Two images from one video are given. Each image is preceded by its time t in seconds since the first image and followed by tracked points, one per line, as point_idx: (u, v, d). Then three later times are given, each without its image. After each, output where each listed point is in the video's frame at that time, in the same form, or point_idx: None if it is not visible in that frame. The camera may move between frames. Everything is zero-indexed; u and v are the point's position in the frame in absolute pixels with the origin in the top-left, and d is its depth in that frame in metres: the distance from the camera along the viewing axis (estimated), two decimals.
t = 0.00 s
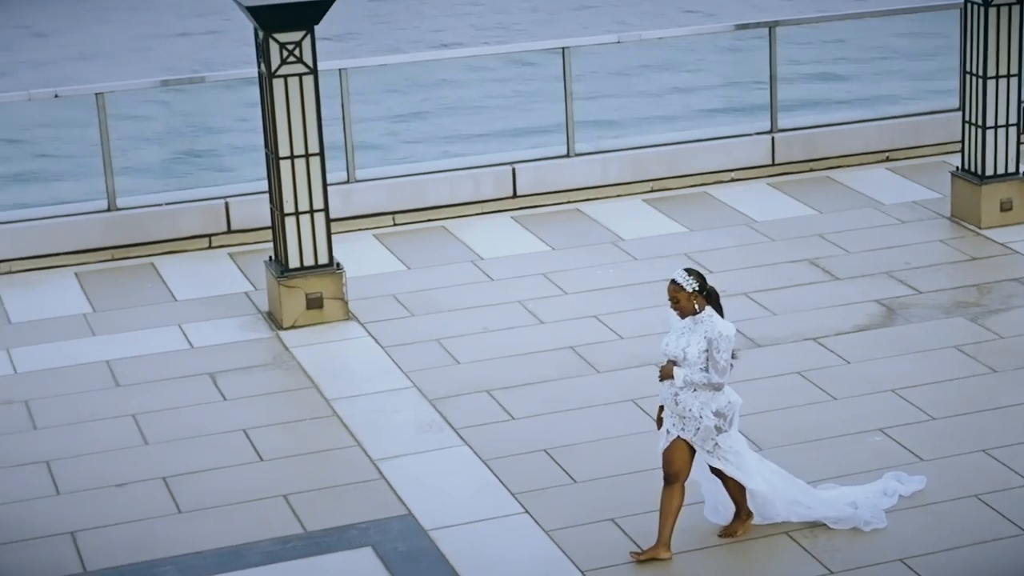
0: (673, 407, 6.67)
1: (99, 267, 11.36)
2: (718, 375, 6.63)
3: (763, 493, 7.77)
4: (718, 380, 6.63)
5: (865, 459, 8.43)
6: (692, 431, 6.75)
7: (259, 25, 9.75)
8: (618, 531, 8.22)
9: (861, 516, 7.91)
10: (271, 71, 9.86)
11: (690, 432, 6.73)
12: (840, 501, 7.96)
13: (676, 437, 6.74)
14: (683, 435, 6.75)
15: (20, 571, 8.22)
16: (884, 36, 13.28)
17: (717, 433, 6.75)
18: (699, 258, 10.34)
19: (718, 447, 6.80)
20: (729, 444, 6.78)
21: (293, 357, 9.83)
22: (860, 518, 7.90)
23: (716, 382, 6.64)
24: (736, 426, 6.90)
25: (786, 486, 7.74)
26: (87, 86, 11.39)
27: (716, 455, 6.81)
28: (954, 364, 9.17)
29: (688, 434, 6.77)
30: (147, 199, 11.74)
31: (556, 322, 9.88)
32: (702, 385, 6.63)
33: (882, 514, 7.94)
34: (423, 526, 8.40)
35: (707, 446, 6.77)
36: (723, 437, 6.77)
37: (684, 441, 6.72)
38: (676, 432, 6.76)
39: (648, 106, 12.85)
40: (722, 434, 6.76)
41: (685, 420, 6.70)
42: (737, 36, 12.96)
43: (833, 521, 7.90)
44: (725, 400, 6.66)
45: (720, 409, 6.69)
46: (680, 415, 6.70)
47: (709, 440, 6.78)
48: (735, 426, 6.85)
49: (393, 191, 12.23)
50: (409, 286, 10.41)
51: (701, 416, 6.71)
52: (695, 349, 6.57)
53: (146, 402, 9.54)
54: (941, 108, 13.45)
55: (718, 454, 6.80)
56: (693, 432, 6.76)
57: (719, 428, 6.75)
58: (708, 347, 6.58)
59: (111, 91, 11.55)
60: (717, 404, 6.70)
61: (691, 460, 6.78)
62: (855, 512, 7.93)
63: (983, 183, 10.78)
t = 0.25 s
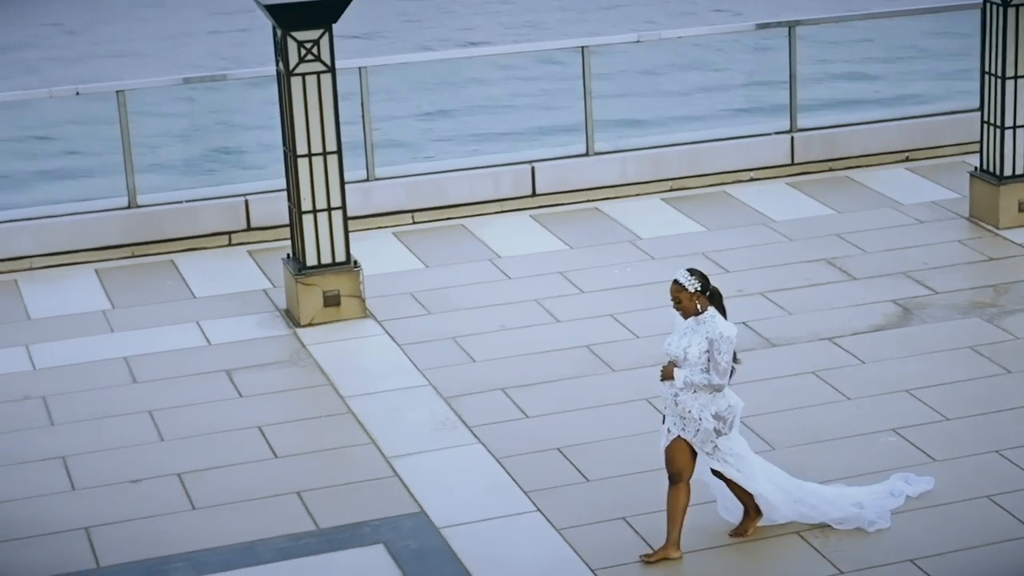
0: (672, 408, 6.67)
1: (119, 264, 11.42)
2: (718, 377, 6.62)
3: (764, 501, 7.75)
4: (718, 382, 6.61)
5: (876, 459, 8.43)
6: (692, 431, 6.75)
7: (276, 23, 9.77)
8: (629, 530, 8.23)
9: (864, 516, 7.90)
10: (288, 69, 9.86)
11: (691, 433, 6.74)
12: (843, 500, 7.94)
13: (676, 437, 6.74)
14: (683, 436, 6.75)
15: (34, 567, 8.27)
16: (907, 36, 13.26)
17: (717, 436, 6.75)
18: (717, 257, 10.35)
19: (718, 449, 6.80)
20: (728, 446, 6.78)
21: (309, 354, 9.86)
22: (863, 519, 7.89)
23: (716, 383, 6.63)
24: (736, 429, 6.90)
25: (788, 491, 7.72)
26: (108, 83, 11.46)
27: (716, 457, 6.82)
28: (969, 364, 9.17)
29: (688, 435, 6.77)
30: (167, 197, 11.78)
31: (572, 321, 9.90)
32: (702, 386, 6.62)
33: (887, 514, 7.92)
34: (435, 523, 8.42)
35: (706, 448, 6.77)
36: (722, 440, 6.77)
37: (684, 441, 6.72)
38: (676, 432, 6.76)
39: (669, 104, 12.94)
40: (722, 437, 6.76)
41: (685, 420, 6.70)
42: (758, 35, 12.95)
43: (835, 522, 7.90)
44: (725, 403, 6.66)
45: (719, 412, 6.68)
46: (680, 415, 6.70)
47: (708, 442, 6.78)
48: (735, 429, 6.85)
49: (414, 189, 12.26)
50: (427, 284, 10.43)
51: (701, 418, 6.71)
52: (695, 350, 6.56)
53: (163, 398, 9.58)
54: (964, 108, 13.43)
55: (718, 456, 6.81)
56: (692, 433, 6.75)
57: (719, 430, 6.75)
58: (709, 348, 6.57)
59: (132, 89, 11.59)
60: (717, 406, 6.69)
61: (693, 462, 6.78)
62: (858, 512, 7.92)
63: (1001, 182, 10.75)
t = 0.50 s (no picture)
0: (674, 405, 6.66)
1: (145, 260, 11.53)
2: (721, 377, 6.61)
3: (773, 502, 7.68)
4: (721, 381, 6.59)
5: (894, 460, 8.41)
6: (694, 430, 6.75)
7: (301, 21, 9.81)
8: (644, 527, 8.25)
9: (870, 515, 7.85)
10: (313, 67, 9.90)
11: (693, 432, 6.74)
12: (849, 498, 7.89)
13: (679, 436, 6.75)
14: (686, 435, 6.75)
15: (54, 560, 8.33)
16: (937, 36, 13.25)
17: (718, 436, 6.74)
18: (740, 257, 10.36)
19: (719, 450, 6.79)
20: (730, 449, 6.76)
21: (332, 351, 9.90)
22: (868, 518, 7.84)
23: (719, 383, 6.62)
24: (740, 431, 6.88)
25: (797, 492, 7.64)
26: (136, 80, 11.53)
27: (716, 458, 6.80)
28: (989, 365, 9.16)
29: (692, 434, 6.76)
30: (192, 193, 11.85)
31: (594, 319, 9.92)
32: (704, 385, 6.61)
33: (893, 515, 7.88)
34: (452, 520, 8.46)
35: (707, 448, 6.76)
36: (724, 441, 6.75)
37: (685, 440, 6.73)
38: (680, 430, 6.77)
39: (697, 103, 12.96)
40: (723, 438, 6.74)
41: (687, 419, 6.70)
42: (786, 34, 12.95)
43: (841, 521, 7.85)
44: (727, 404, 6.64)
45: (721, 412, 6.67)
46: (683, 414, 6.71)
47: (709, 443, 6.77)
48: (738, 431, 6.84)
49: (440, 187, 12.29)
50: (451, 281, 10.47)
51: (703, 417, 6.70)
52: (699, 348, 6.56)
53: (186, 393, 9.63)
54: (994, 108, 13.41)
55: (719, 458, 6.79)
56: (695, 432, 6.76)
57: (721, 431, 6.74)
58: (713, 346, 6.56)
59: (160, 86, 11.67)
60: (719, 406, 6.68)
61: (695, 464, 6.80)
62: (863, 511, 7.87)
63: None
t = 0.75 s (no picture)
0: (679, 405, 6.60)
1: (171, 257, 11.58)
2: (727, 377, 6.54)
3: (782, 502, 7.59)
4: (726, 382, 6.53)
5: (912, 460, 8.39)
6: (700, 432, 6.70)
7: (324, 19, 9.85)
8: (660, 526, 8.27)
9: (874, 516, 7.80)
10: (337, 65, 9.94)
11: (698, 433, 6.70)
12: (852, 497, 7.83)
13: (685, 436, 6.71)
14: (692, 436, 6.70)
15: (72, 556, 8.39)
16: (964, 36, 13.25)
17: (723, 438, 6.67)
18: (763, 257, 10.37)
19: (723, 453, 6.71)
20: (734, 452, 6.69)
21: (354, 348, 9.94)
22: (872, 519, 7.79)
23: (724, 383, 6.55)
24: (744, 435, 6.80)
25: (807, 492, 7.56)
26: (162, 78, 11.60)
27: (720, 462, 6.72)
28: (1009, 365, 9.15)
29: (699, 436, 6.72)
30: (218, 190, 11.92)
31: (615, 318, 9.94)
32: (709, 385, 6.55)
33: (902, 516, 7.83)
34: (469, 518, 8.48)
35: (711, 450, 6.69)
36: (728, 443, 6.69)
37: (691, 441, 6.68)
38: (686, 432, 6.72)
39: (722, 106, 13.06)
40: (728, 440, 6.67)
41: (693, 420, 6.65)
42: (813, 33, 12.94)
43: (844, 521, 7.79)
44: (732, 405, 6.57)
45: (726, 414, 6.60)
46: (690, 415, 6.66)
47: (713, 445, 6.70)
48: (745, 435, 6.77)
49: (466, 185, 12.32)
50: (474, 280, 10.49)
51: (708, 419, 6.64)
52: (704, 347, 6.50)
53: (208, 390, 9.67)
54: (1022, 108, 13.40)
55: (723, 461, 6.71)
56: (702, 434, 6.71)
57: (725, 433, 6.67)
58: (718, 346, 6.50)
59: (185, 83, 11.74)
60: (724, 408, 6.61)
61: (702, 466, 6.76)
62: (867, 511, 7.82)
63: None
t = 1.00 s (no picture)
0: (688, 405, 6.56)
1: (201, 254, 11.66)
2: (734, 380, 6.31)
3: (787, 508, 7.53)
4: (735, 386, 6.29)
5: (936, 460, 8.36)
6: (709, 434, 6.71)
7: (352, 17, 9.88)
8: (680, 525, 8.28)
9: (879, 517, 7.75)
10: (365, 63, 9.98)
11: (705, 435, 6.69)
12: (858, 497, 7.77)
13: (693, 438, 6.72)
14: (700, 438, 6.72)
15: (95, 550, 8.45)
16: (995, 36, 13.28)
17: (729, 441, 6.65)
18: (790, 256, 10.38)
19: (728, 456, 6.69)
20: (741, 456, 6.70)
21: (380, 345, 9.97)
22: (878, 521, 7.74)
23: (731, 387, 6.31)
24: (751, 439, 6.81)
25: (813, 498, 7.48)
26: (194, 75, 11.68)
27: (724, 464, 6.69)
28: None
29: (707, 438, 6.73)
30: (248, 186, 12.02)
31: (641, 317, 9.95)
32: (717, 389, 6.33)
33: (912, 519, 7.77)
34: (490, 515, 8.51)
35: (716, 452, 6.66)
36: (734, 447, 6.66)
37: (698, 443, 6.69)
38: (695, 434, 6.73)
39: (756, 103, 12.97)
40: (734, 444, 6.65)
41: (701, 422, 6.67)
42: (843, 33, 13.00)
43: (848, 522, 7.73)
44: (740, 409, 6.58)
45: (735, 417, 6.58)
46: (699, 416, 6.67)
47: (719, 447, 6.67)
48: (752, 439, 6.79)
49: (496, 183, 12.35)
50: (502, 277, 10.52)
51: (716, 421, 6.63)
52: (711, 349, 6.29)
53: (234, 385, 9.72)
54: None
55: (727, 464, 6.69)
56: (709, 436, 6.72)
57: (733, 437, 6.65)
58: (727, 349, 6.29)
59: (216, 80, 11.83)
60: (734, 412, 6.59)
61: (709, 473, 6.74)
62: (873, 512, 7.76)
63: None
